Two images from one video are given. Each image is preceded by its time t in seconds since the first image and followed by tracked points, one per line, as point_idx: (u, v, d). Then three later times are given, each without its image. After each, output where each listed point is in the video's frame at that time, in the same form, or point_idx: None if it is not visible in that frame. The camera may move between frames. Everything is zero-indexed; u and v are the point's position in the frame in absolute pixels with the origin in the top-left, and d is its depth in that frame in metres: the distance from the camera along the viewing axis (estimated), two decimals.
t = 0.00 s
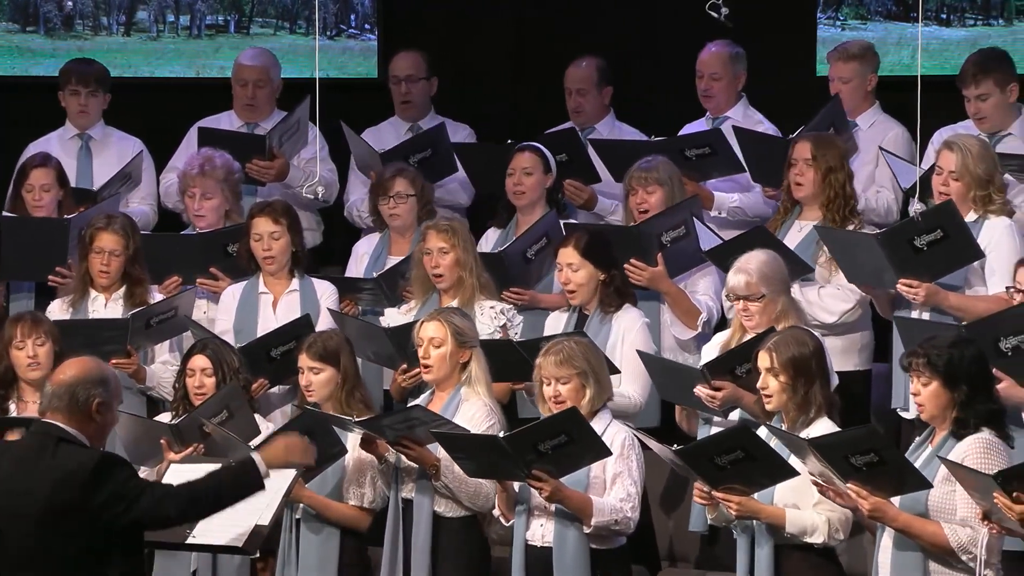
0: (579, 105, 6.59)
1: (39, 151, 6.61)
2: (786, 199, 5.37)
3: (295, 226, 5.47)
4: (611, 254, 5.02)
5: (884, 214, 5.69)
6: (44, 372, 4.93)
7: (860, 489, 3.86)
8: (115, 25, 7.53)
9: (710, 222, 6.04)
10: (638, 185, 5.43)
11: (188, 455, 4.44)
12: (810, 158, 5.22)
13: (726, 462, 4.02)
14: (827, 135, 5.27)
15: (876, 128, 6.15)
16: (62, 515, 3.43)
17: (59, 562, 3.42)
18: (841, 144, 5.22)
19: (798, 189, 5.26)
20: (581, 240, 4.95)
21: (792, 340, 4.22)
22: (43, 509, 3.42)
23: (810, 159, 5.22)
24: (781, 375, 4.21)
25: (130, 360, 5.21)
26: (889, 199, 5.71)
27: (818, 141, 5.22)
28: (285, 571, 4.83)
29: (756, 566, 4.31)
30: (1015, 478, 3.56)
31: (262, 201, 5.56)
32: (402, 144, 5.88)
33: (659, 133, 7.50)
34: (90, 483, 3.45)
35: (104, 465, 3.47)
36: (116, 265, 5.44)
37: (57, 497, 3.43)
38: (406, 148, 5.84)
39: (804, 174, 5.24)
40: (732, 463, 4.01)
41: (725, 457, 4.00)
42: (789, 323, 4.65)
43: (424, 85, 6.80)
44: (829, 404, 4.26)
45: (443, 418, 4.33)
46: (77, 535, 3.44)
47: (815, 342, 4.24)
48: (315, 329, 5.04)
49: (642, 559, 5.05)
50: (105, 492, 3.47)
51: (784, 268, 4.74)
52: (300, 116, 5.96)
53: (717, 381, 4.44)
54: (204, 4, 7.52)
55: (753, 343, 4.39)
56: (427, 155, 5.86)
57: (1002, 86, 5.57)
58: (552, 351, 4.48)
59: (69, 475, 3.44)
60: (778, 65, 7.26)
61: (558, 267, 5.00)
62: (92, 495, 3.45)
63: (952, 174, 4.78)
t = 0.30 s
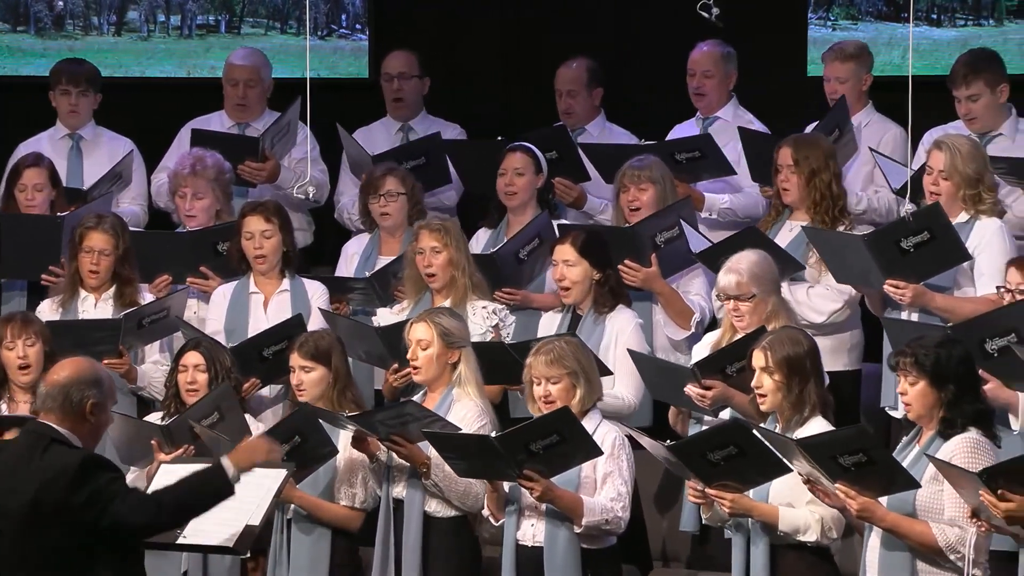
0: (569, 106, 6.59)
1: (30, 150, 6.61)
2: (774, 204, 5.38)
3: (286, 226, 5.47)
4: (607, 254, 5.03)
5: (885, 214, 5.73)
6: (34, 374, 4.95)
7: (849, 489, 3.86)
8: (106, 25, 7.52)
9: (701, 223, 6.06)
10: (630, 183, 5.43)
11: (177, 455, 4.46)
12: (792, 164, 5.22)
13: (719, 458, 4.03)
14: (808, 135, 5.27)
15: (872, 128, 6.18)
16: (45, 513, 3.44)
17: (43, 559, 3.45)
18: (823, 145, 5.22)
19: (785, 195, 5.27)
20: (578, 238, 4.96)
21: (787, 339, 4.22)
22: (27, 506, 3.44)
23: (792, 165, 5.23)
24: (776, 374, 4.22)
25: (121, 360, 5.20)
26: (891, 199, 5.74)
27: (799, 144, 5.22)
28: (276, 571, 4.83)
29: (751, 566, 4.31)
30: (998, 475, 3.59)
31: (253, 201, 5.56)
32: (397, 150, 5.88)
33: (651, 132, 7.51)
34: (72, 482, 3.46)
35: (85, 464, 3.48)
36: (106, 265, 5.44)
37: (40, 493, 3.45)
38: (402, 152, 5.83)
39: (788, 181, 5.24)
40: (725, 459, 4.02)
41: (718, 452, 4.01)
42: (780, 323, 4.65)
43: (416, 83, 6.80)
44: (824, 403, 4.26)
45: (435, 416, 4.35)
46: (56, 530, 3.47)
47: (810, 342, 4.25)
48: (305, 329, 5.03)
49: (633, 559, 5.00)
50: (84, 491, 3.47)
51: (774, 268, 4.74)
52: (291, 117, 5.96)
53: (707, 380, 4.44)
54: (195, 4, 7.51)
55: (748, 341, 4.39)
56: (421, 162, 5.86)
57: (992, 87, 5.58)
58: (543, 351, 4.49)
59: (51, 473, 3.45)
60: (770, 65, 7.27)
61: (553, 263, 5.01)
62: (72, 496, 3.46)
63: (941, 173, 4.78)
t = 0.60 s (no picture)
0: (559, 106, 6.58)
1: (21, 151, 6.60)
2: (762, 209, 5.40)
3: (277, 226, 5.46)
4: (605, 255, 5.04)
5: (880, 214, 5.75)
6: (25, 375, 4.94)
7: (838, 489, 3.87)
8: (96, 25, 7.51)
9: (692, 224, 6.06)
10: (621, 181, 5.43)
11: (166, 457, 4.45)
12: (773, 168, 5.25)
13: (712, 460, 4.03)
14: (789, 138, 5.29)
15: (863, 129, 6.19)
16: (44, 518, 3.37)
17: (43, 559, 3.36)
18: (804, 147, 5.23)
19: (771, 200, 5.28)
20: (577, 236, 4.97)
21: (781, 339, 4.23)
22: (24, 514, 3.38)
23: (774, 169, 5.25)
24: (770, 374, 4.22)
25: (111, 360, 5.16)
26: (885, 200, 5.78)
27: (780, 147, 5.24)
28: (266, 571, 4.82)
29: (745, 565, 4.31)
30: (984, 474, 3.60)
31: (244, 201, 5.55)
32: (386, 152, 5.89)
33: (641, 132, 7.51)
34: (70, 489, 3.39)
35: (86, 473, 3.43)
36: (96, 265, 5.42)
37: (36, 499, 3.39)
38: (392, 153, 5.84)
39: (773, 186, 5.25)
40: (719, 461, 4.03)
41: (712, 454, 4.01)
42: (770, 322, 4.66)
43: (409, 82, 6.81)
44: (818, 403, 4.28)
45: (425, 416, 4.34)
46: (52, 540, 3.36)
47: (804, 342, 4.25)
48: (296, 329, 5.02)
49: (622, 559, 5.07)
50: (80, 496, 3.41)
51: (765, 268, 4.75)
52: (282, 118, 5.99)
53: (698, 380, 4.44)
54: (185, 4, 7.50)
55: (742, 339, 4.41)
56: (409, 163, 5.86)
57: (982, 88, 5.59)
58: (534, 351, 4.50)
59: (49, 481, 3.40)
60: (760, 66, 7.27)
61: (550, 259, 5.02)
62: (70, 502, 3.39)
63: (933, 169, 4.79)
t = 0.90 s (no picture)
0: (546, 108, 6.58)
1: (10, 150, 6.58)
2: (752, 209, 5.43)
3: (268, 226, 5.45)
4: (601, 255, 5.03)
5: (869, 214, 5.75)
6: (14, 374, 4.86)
7: (829, 490, 3.87)
8: (86, 25, 7.50)
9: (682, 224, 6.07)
10: (612, 181, 5.42)
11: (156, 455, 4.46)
12: (763, 168, 5.24)
13: (704, 463, 4.03)
14: (781, 138, 5.28)
15: (855, 129, 6.20)
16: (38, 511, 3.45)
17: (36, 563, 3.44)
18: (794, 147, 5.22)
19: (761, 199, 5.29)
20: (572, 237, 4.97)
21: (769, 340, 4.24)
22: (19, 516, 3.44)
23: (763, 169, 5.25)
24: (758, 376, 4.23)
25: (100, 361, 5.19)
26: (875, 199, 5.76)
27: (770, 147, 5.24)
28: (258, 571, 4.83)
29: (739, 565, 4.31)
30: (969, 474, 3.60)
31: (235, 200, 5.54)
32: (374, 154, 5.89)
33: (632, 132, 7.53)
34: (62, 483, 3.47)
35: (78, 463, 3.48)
36: (85, 264, 5.40)
37: (31, 498, 3.46)
38: (379, 154, 5.85)
39: (763, 186, 5.26)
40: (711, 464, 4.02)
41: (703, 458, 4.01)
42: (760, 323, 4.66)
43: (399, 83, 6.79)
44: (811, 403, 4.27)
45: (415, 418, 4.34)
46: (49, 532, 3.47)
47: (794, 342, 4.25)
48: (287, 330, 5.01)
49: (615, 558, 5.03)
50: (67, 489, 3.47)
51: (756, 268, 4.75)
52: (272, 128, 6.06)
53: (688, 381, 4.44)
54: (176, 4, 7.48)
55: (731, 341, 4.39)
56: (398, 164, 5.87)
57: (972, 89, 5.59)
58: (524, 351, 4.50)
59: (39, 475, 3.47)
60: (750, 66, 7.28)
61: (545, 259, 5.01)
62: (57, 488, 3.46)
63: (926, 164, 4.79)
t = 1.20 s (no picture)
0: (534, 108, 6.58)
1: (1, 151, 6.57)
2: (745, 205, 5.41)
3: (258, 226, 5.44)
4: (591, 256, 5.04)
5: (857, 214, 5.77)
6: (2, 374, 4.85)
7: (819, 493, 3.87)
8: (77, 25, 7.48)
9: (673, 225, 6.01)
10: (601, 182, 5.42)
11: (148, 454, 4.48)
12: (758, 164, 5.27)
13: (693, 466, 4.03)
14: (775, 136, 5.31)
15: (844, 127, 6.15)
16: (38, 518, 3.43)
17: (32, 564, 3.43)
18: (790, 145, 5.26)
19: (753, 195, 5.30)
20: (564, 238, 4.97)
21: (757, 340, 4.26)
22: (15, 514, 3.42)
23: (758, 165, 5.27)
24: (747, 378, 4.25)
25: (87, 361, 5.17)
26: (862, 199, 5.79)
27: (765, 145, 5.27)
28: (248, 571, 4.83)
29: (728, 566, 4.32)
30: (962, 476, 3.60)
31: (226, 200, 5.53)
32: (363, 153, 5.89)
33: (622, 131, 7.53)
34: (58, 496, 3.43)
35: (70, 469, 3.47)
36: (74, 264, 5.40)
37: (30, 497, 3.43)
38: (368, 154, 5.84)
39: (757, 181, 5.27)
40: (699, 467, 4.03)
41: (692, 460, 4.01)
42: (751, 321, 4.69)
43: (388, 91, 6.77)
44: (800, 404, 4.29)
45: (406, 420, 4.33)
46: (43, 541, 3.43)
47: (782, 343, 4.27)
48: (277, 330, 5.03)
49: (606, 558, 4.98)
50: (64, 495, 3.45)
51: (748, 268, 4.76)
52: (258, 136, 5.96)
53: (678, 381, 4.44)
54: (166, 4, 7.47)
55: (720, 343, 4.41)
56: (388, 161, 5.87)
57: (963, 91, 5.61)
58: (515, 351, 4.49)
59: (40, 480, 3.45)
60: (739, 66, 7.28)
61: (537, 259, 5.02)
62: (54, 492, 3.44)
63: (918, 164, 4.80)
